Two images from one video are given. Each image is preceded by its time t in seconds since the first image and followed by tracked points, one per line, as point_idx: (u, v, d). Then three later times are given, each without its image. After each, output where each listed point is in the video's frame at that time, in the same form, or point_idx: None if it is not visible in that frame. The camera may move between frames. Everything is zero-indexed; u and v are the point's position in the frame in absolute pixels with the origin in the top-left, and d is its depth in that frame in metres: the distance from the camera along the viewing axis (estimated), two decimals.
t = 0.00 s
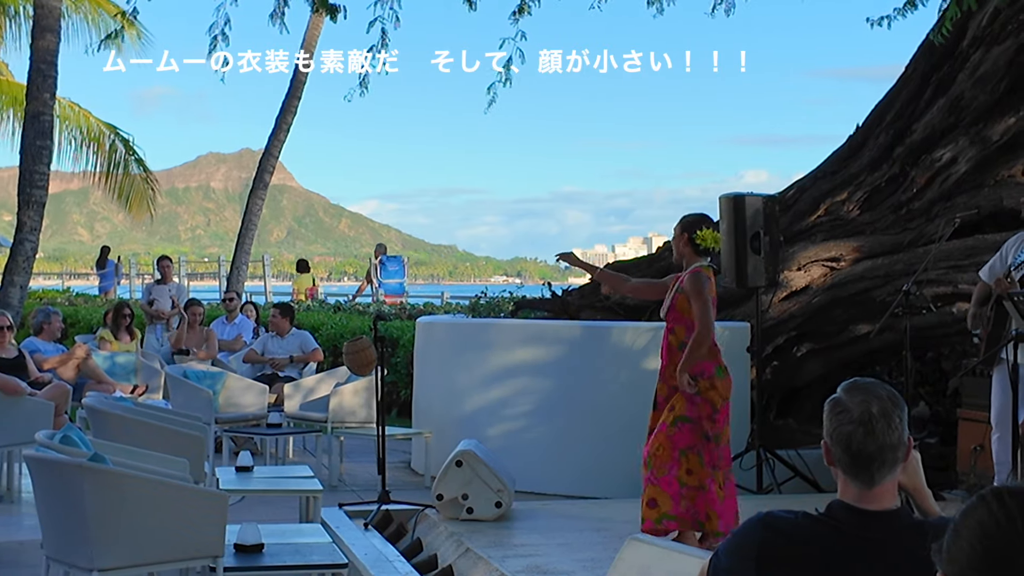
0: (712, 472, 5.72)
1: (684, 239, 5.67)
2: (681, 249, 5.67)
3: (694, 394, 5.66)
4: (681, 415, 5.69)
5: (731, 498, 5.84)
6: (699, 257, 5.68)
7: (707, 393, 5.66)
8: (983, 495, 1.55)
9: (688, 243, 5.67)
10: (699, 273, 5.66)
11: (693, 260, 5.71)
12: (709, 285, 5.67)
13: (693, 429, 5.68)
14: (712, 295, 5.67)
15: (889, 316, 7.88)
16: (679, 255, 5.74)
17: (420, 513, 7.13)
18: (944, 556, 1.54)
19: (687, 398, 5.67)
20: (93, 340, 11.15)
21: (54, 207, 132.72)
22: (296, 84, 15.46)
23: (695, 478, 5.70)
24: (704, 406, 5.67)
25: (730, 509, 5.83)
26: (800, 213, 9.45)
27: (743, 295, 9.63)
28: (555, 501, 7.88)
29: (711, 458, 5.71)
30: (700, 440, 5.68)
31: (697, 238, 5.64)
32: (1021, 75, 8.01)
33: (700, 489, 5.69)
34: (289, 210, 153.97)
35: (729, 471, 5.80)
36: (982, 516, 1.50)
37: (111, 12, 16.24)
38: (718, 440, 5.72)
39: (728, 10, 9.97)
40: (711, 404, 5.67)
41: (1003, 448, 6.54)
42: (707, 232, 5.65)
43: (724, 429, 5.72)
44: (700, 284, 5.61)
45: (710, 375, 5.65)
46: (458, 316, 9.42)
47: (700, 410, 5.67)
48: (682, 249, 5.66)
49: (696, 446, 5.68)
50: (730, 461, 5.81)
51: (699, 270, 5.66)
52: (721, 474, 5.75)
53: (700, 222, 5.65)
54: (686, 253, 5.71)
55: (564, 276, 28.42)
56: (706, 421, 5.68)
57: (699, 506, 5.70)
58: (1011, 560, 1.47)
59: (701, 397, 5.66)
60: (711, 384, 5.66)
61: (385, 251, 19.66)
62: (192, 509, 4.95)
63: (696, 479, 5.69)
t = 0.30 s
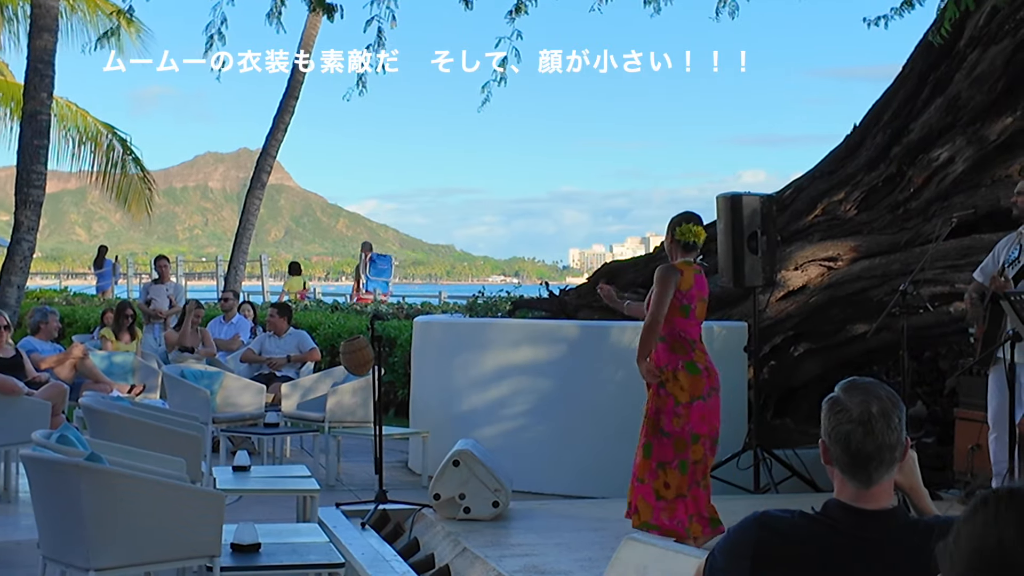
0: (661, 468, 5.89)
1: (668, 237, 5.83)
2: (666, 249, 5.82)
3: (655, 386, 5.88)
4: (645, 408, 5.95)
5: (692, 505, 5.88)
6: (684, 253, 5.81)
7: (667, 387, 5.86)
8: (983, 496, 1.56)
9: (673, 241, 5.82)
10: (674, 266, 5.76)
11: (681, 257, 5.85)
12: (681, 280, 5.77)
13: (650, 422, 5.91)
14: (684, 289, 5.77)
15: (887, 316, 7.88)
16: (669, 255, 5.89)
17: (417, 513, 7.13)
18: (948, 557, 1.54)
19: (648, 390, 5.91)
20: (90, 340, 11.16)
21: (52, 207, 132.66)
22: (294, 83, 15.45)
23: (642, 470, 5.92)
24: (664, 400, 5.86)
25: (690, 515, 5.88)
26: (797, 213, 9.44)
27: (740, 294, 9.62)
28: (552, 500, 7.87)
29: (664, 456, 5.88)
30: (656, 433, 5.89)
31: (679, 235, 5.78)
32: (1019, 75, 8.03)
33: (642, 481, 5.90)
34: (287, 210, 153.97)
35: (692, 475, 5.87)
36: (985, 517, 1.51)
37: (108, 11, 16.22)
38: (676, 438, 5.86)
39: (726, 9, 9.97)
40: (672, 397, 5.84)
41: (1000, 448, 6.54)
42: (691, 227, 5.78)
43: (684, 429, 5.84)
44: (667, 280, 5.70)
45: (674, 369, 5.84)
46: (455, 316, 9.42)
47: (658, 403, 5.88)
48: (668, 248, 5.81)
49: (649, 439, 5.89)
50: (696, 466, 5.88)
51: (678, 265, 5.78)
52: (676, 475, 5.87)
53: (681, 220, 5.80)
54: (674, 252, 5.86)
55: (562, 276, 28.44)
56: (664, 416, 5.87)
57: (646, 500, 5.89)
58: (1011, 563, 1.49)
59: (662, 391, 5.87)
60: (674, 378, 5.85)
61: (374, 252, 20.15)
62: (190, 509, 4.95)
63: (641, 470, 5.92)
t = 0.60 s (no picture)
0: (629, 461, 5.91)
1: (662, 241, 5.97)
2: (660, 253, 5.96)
3: (634, 381, 5.95)
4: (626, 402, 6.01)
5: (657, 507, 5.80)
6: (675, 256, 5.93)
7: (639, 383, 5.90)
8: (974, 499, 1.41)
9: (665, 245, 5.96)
10: (661, 268, 5.86)
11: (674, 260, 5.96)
12: (665, 280, 5.83)
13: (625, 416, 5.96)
14: (668, 290, 5.83)
15: (883, 316, 7.89)
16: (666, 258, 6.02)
17: (414, 513, 7.12)
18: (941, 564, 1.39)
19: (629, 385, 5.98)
20: (88, 340, 11.17)
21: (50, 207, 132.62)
22: (292, 83, 15.44)
23: (616, 461, 5.97)
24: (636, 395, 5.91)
25: (655, 515, 5.80)
26: (794, 213, 9.44)
27: (738, 294, 9.62)
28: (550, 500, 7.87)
29: (635, 449, 5.89)
30: (629, 426, 5.94)
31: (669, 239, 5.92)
32: (1016, 74, 8.04)
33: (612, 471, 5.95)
34: (285, 210, 153.90)
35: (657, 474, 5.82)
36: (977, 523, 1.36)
37: (106, 11, 16.21)
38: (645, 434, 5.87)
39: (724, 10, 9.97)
40: (641, 392, 5.88)
41: (996, 448, 6.56)
42: (682, 231, 5.91)
43: (652, 424, 5.84)
44: (650, 280, 5.82)
45: (646, 366, 5.87)
46: (452, 316, 9.42)
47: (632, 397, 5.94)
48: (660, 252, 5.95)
49: (622, 431, 5.93)
50: (664, 466, 5.81)
51: (667, 267, 5.89)
52: (647, 472, 5.84)
53: (672, 223, 5.94)
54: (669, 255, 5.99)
55: (560, 276, 28.45)
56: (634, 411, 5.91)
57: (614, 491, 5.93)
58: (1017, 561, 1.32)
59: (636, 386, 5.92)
60: (647, 376, 5.86)
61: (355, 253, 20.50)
62: (187, 509, 4.94)
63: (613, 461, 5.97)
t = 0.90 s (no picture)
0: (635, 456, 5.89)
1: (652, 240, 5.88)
2: (652, 253, 5.89)
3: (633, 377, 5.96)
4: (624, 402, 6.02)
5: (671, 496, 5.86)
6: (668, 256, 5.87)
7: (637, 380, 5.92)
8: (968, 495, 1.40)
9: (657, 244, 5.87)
10: (655, 272, 5.83)
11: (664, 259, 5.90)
12: (661, 284, 5.81)
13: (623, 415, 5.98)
14: (665, 293, 5.80)
15: (881, 315, 7.89)
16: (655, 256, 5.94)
17: (412, 513, 7.12)
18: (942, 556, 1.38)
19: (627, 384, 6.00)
20: (86, 340, 11.17)
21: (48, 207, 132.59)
22: (290, 83, 15.44)
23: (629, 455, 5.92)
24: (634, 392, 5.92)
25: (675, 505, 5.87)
26: (792, 213, 9.46)
27: (736, 295, 9.61)
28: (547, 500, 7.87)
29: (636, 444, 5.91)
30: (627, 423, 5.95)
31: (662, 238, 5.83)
32: (1013, 75, 8.06)
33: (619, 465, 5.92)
34: (283, 211, 153.85)
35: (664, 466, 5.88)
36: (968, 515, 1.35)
37: (104, 11, 16.21)
38: (645, 429, 5.90)
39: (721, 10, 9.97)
40: (639, 388, 5.90)
41: (992, 448, 6.56)
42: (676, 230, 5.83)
43: (649, 421, 5.88)
44: (644, 285, 5.79)
45: (646, 363, 5.87)
46: (450, 316, 9.42)
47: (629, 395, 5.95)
48: (653, 253, 5.87)
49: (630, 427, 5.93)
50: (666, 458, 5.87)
51: (660, 270, 5.85)
52: (657, 464, 5.89)
53: (663, 223, 5.85)
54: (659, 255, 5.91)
55: (557, 276, 28.47)
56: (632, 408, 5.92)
57: (627, 486, 5.88)
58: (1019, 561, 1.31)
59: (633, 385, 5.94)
60: (646, 373, 5.88)
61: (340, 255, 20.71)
62: (184, 508, 4.94)
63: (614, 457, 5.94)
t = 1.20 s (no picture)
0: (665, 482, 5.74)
1: (650, 244, 5.73)
2: (649, 254, 5.74)
3: (649, 392, 5.74)
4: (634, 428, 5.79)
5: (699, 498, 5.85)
6: (667, 256, 5.77)
7: (658, 401, 5.71)
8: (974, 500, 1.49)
9: (654, 246, 5.75)
10: (655, 283, 5.65)
11: (659, 262, 5.78)
12: (665, 295, 5.64)
13: (644, 442, 5.75)
14: (671, 302, 5.64)
15: (878, 316, 7.89)
16: (647, 262, 5.79)
17: (409, 513, 7.12)
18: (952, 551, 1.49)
19: (639, 409, 5.77)
20: (83, 340, 11.17)
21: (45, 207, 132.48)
22: (287, 83, 15.43)
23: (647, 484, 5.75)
24: (660, 413, 5.71)
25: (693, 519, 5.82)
26: (789, 213, 9.46)
27: (734, 294, 9.60)
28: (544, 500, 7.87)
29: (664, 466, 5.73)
30: (651, 449, 5.74)
31: (663, 238, 5.72)
32: (1010, 75, 8.08)
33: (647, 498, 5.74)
34: (280, 211, 153.89)
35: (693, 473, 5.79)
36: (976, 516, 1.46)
37: (101, 11, 16.19)
38: (676, 446, 5.73)
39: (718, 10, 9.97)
40: (665, 405, 5.69)
41: (988, 448, 6.58)
42: (672, 230, 5.76)
43: (674, 437, 5.72)
44: (650, 299, 5.61)
45: (672, 375, 5.69)
46: (447, 316, 9.41)
47: (651, 421, 5.72)
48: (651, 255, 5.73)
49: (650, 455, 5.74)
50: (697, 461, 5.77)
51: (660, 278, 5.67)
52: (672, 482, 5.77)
53: (660, 224, 5.72)
54: (655, 258, 5.77)
55: (554, 276, 28.48)
56: (659, 431, 5.71)
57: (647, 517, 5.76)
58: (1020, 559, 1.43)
59: (652, 408, 5.72)
60: (673, 384, 5.69)
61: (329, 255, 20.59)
62: (181, 509, 4.93)
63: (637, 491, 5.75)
